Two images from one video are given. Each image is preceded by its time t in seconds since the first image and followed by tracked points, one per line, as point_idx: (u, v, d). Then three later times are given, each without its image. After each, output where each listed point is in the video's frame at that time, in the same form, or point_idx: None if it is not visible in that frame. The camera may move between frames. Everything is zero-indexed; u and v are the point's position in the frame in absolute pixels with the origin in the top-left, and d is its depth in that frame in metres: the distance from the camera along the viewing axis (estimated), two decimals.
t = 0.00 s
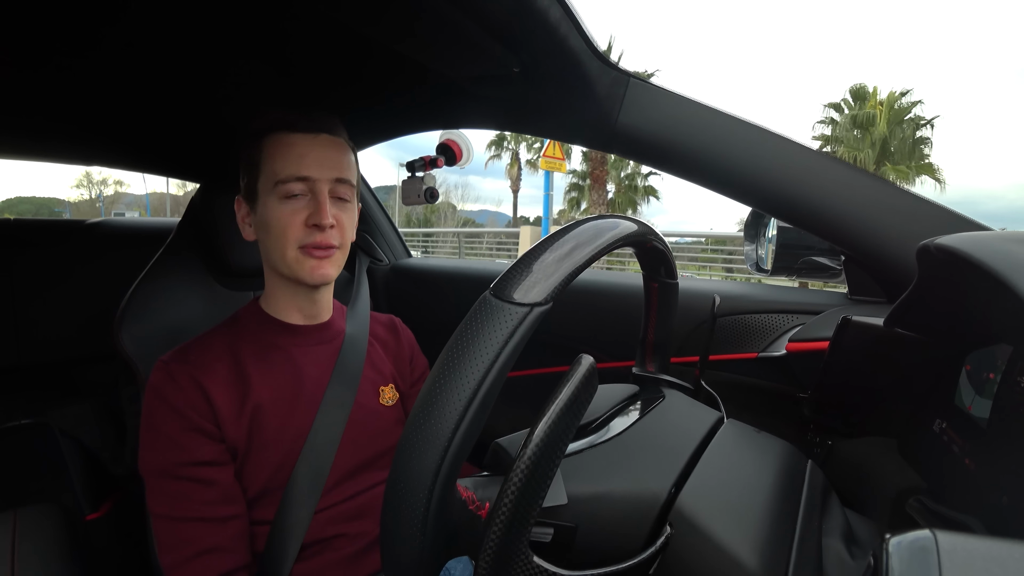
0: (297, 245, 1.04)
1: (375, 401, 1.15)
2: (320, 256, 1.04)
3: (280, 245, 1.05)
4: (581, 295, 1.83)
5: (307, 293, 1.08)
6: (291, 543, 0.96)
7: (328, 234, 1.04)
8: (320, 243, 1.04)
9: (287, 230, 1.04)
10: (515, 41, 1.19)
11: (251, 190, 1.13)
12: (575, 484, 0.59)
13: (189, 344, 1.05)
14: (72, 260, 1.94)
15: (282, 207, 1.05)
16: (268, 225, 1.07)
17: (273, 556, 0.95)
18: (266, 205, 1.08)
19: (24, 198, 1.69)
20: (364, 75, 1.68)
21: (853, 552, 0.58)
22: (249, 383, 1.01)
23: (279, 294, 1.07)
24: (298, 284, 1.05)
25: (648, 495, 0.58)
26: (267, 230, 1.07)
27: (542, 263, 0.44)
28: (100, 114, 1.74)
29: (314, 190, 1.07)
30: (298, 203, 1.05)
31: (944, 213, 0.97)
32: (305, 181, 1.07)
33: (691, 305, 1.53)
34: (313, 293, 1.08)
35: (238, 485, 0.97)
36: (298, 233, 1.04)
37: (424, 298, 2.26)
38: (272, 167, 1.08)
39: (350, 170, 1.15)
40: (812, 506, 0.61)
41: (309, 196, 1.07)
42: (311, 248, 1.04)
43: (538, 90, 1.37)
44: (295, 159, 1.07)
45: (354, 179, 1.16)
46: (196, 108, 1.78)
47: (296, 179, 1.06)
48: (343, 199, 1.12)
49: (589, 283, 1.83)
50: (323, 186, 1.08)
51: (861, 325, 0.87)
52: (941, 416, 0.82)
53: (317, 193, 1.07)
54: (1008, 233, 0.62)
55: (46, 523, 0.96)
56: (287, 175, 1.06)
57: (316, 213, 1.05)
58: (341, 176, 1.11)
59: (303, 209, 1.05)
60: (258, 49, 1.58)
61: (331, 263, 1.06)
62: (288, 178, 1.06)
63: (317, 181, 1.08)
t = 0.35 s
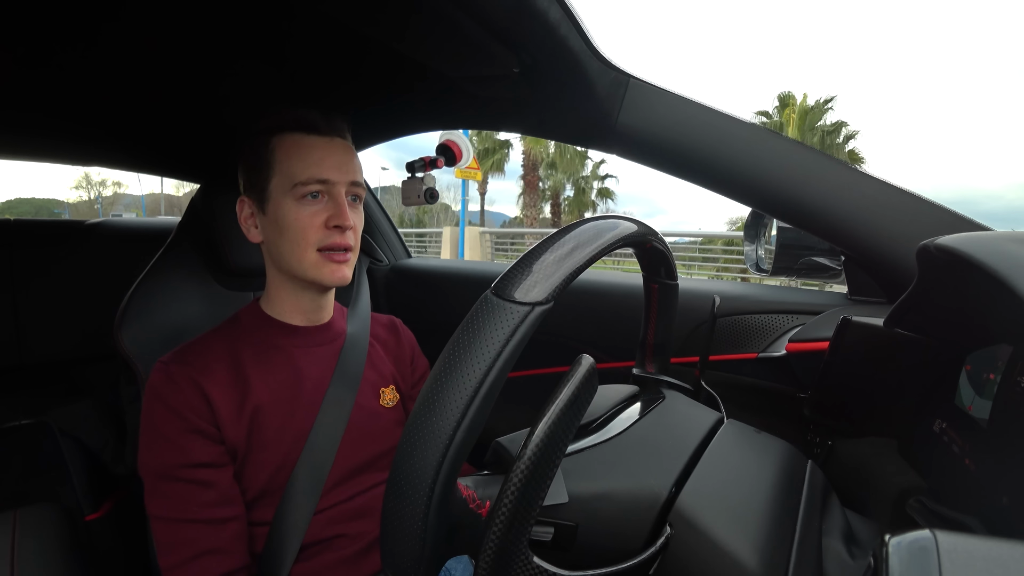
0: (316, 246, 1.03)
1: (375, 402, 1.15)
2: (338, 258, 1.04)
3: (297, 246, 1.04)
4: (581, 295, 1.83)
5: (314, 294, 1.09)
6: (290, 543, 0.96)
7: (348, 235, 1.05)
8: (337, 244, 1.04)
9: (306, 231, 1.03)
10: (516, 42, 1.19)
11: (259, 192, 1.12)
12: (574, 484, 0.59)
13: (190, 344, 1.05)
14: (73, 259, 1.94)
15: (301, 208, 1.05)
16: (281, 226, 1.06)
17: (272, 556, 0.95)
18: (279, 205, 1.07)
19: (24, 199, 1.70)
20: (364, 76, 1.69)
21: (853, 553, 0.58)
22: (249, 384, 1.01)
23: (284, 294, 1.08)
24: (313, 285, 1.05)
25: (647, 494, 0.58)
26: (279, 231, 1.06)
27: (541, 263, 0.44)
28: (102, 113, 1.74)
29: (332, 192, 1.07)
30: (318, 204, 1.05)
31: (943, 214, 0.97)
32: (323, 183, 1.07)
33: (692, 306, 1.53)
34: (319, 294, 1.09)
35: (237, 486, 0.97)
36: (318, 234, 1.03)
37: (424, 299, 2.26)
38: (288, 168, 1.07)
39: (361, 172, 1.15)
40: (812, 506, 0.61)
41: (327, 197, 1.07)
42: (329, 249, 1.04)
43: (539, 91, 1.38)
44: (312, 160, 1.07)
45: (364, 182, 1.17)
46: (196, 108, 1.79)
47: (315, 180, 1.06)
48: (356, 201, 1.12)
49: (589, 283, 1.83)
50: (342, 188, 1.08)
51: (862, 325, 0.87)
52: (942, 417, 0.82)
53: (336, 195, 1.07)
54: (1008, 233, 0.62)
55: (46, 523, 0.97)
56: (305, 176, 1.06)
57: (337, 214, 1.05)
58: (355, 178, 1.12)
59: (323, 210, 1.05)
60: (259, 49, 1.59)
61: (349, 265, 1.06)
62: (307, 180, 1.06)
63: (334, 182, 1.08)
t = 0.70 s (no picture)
0: (315, 243, 1.03)
1: (375, 400, 1.15)
2: (337, 256, 1.05)
3: (296, 244, 1.04)
4: (581, 295, 1.83)
5: (314, 292, 1.09)
6: (289, 542, 0.96)
7: (345, 232, 1.05)
8: (336, 241, 1.04)
9: (305, 228, 1.03)
10: (515, 42, 1.19)
11: (259, 192, 1.11)
12: (582, 472, 0.61)
13: (190, 342, 1.05)
14: (72, 259, 1.94)
15: (299, 205, 1.05)
16: (280, 224, 1.06)
17: (272, 554, 0.95)
18: (278, 203, 1.07)
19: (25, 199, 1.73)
20: (364, 76, 1.69)
21: (853, 552, 0.58)
22: (248, 382, 1.01)
23: (284, 293, 1.08)
24: (312, 283, 1.06)
25: (649, 490, 0.59)
26: (278, 229, 1.06)
27: (542, 262, 0.44)
28: (103, 113, 1.74)
29: (330, 190, 1.07)
30: (316, 202, 1.05)
31: (942, 214, 0.97)
32: (321, 181, 1.07)
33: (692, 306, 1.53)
34: (318, 292, 1.09)
35: (235, 484, 0.97)
36: (316, 231, 1.03)
37: (424, 298, 2.26)
38: (288, 166, 1.07)
39: (360, 171, 1.15)
40: (812, 506, 0.61)
41: (325, 195, 1.07)
42: (327, 246, 1.04)
43: (539, 91, 1.38)
44: (310, 159, 1.07)
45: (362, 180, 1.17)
46: (196, 108, 1.78)
47: (314, 178, 1.06)
48: (354, 199, 1.12)
49: (589, 283, 1.83)
50: (341, 186, 1.08)
51: (862, 326, 0.85)
52: (942, 417, 0.82)
53: (333, 193, 1.07)
54: (1007, 233, 0.62)
55: (45, 521, 0.96)
56: (304, 174, 1.06)
57: (335, 211, 1.05)
58: (354, 177, 1.12)
59: (322, 208, 1.05)
60: (259, 49, 1.59)
61: (347, 262, 1.06)
62: (306, 178, 1.06)
63: (333, 181, 1.08)
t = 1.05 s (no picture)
0: (317, 245, 1.03)
1: (375, 401, 1.15)
2: (339, 258, 1.04)
3: (297, 245, 1.04)
4: (581, 295, 1.83)
5: (315, 294, 1.09)
6: (289, 543, 0.96)
7: (348, 234, 1.04)
8: (338, 243, 1.04)
9: (307, 230, 1.03)
10: (515, 42, 1.19)
11: (260, 192, 1.11)
12: (573, 484, 0.60)
13: (190, 343, 1.05)
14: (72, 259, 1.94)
15: (301, 207, 1.05)
16: (281, 225, 1.06)
17: (271, 555, 0.95)
18: (279, 205, 1.07)
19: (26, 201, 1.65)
20: (364, 75, 1.69)
21: (853, 552, 0.58)
22: (247, 383, 1.01)
23: (285, 294, 1.08)
24: (313, 284, 1.05)
25: (647, 497, 0.58)
26: (279, 230, 1.06)
27: (542, 263, 0.44)
28: (103, 113, 1.74)
29: (332, 191, 1.07)
30: (318, 204, 1.05)
31: (941, 214, 0.97)
32: (322, 182, 1.07)
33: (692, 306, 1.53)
34: (319, 293, 1.09)
35: (235, 485, 0.97)
36: (318, 233, 1.03)
37: (424, 298, 2.26)
38: (289, 168, 1.07)
39: (363, 173, 1.15)
40: (812, 506, 0.61)
41: (327, 197, 1.07)
42: (329, 249, 1.04)
43: (539, 91, 1.38)
44: (311, 160, 1.07)
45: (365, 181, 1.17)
46: (196, 108, 1.78)
47: (315, 180, 1.06)
48: (356, 200, 1.12)
49: (589, 283, 1.83)
50: (342, 188, 1.08)
51: (862, 325, 0.86)
52: (942, 417, 0.82)
53: (335, 194, 1.07)
54: (1007, 233, 0.62)
55: (45, 522, 0.96)
56: (306, 176, 1.06)
57: (337, 213, 1.05)
58: (357, 178, 1.11)
59: (323, 209, 1.05)
60: (259, 50, 1.59)
61: (348, 264, 1.06)
62: (307, 179, 1.06)
63: (334, 182, 1.08)
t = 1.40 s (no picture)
0: (314, 246, 1.03)
1: (375, 402, 1.15)
2: (336, 259, 1.05)
3: (296, 246, 1.04)
4: (581, 295, 1.83)
5: (315, 294, 1.09)
6: (289, 543, 0.96)
7: (346, 234, 1.05)
8: (335, 244, 1.04)
9: (304, 230, 1.03)
10: (515, 42, 1.19)
11: (259, 193, 1.11)
12: (572, 488, 0.59)
13: (190, 343, 1.05)
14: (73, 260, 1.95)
15: (298, 207, 1.05)
16: (280, 226, 1.06)
17: (272, 556, 0.95)
18: (278, 206, 1.07)
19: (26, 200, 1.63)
20: (364, 75, 1.69)
21: (853, 552, 0.58)
22: (248, 383, 1.01)
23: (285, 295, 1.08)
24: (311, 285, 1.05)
25: (646, 500, 0.58)
26: (278, 231, 1.06)
27: (543, 263, 0.44)
28: (102, 113, 1.74)
29: (330, 192, 1.07)
30: (316, 204, 1.05)
31: (941, 213, 0.97)
32: (321, 183, 1.07)
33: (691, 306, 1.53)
34: (319, 294, 1.09)
35: (236, 486, 0.97)
36: (315, 233, 1.03)
37: (424, 299, 2.26)
38: (287, 169, 1.07)
39: (362, 173, 1.15)
40: (812, 506, 0.61)
41: (325, 197, 1.07)
42: (327, 249, 1.04)
43: (538, 92, 1.38)
44: (310, 160, 1.07)
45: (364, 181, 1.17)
46: (196, 108, 1.78)
47: (313, 180, 1.06)
48: (355, 201, 1.12)
49: (589, 283, 1.83)
50: (340, 188, 1.08)
51: (861, 325, 0.87)
52: (942, 417, 0.81)
53: (333, 195, 1.07)
54: (1008, 233, 0.62)
55: (45, 523, 0.96)
56: (303, 176, 1.06)
57: (334, 213, 1.05)
58: (355, 178, 1.12)
59: (321, 209, 1.05)
60: (258, 50, 1.59)
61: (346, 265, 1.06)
62: (305, 180, 1.06)
63: (332, 182, 1.08)
